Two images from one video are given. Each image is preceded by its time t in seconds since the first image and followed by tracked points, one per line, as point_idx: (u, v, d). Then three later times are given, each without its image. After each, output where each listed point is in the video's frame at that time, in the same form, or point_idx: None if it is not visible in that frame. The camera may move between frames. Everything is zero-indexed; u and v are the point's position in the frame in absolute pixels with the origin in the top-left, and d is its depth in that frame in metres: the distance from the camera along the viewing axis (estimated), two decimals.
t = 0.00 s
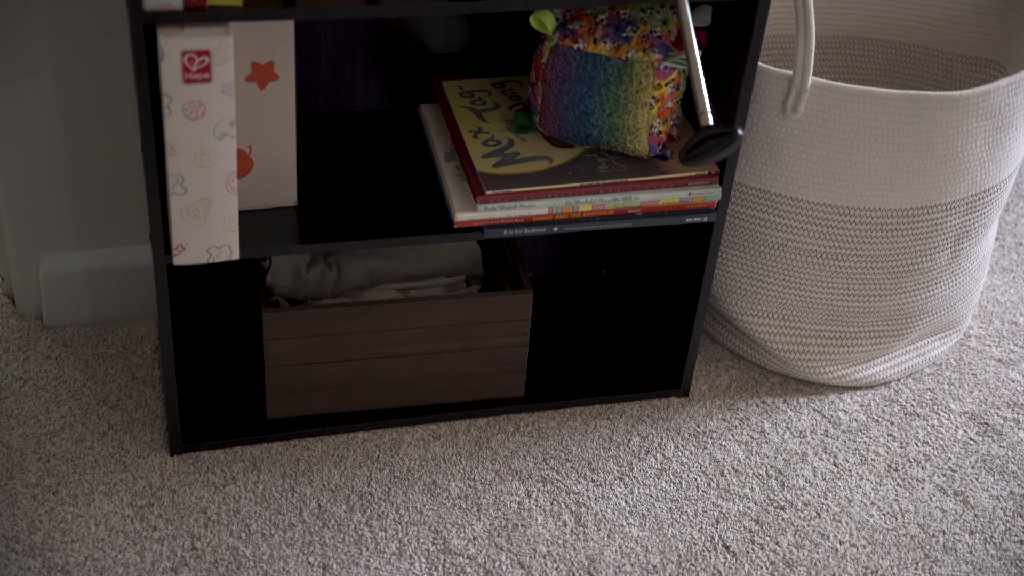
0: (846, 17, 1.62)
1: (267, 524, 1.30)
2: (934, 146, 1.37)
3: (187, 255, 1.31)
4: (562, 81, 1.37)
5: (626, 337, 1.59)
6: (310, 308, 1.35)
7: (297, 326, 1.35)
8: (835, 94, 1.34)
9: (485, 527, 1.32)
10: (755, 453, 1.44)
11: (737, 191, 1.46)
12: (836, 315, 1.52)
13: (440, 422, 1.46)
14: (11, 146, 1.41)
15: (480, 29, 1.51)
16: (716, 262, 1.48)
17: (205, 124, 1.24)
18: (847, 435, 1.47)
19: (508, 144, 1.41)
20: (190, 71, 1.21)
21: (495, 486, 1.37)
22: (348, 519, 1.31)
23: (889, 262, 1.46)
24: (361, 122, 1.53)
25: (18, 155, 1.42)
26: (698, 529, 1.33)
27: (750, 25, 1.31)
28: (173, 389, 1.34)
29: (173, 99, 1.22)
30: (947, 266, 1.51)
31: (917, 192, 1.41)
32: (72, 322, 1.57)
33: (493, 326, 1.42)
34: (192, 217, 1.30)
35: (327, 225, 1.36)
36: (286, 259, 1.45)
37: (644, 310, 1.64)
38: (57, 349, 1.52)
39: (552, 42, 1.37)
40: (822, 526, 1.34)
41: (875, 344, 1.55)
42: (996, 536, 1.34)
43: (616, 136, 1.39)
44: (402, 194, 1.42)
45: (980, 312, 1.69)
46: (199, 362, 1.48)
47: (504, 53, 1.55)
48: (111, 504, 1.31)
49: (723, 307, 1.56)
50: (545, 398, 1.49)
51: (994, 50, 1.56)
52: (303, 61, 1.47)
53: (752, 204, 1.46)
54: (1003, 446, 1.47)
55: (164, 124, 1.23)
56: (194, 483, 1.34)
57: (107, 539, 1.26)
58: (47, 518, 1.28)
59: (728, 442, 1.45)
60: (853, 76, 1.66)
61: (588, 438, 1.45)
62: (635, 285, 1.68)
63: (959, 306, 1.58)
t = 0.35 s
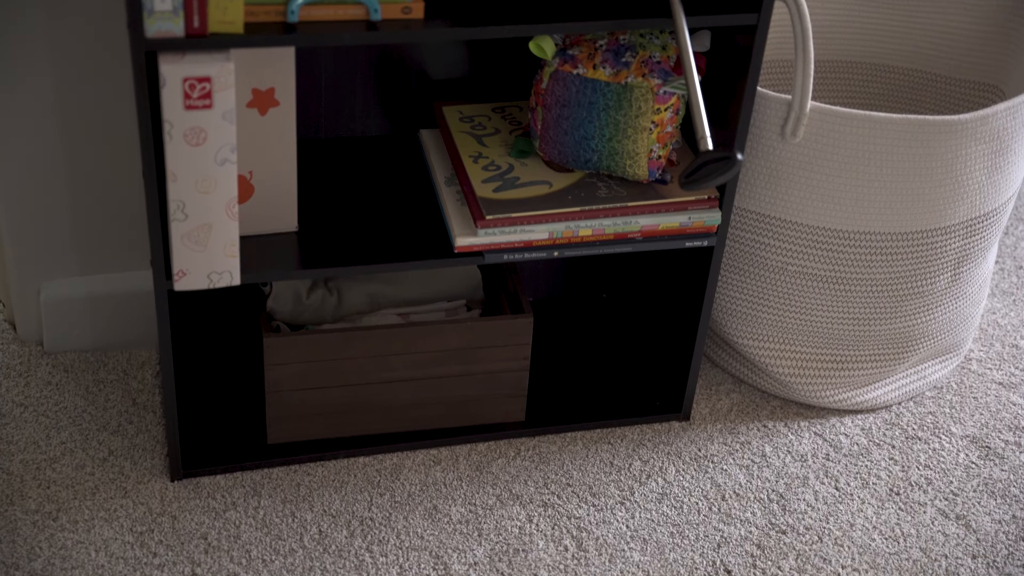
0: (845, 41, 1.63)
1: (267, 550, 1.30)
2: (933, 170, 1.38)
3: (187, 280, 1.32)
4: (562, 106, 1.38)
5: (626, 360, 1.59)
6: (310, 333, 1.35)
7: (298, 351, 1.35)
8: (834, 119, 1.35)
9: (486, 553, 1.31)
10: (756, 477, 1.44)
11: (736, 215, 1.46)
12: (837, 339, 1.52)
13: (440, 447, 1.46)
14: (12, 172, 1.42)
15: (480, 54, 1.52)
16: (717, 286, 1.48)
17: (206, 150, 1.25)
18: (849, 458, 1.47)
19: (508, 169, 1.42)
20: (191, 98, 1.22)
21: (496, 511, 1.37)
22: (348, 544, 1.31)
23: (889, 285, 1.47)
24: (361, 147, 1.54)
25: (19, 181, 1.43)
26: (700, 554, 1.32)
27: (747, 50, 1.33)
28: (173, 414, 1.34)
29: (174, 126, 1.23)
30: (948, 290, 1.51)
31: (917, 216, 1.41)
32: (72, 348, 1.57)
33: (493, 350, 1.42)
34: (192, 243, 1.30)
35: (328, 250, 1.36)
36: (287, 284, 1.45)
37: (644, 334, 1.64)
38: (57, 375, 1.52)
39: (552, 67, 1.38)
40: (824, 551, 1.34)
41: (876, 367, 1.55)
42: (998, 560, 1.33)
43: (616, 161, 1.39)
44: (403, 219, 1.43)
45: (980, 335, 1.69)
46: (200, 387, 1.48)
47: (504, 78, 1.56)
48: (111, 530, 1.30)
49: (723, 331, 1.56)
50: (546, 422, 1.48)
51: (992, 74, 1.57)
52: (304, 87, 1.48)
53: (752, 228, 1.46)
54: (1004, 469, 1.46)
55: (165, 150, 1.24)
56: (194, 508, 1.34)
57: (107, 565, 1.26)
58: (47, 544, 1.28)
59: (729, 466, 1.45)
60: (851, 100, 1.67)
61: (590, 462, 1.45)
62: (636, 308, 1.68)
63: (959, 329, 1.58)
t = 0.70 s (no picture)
0: (843, 61, 1.63)
1: (268, 571, 1.29)
2: (933, 190, 1.38)
3: (188, 301, 1.32)
4: (562, 126, 1.38)
5: (627, 380, 1.59)
6: (311, 353, 1.35)
7: (299, 372, 1.35)
8: (834, 139, 1.35)
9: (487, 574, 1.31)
10: (758, 498, 1.43)
11: (736, 235, 1.46)
12: (838, 359, 1.52)
13: (441, 468, 1.46)
14: (14, 193, 1.42)
15: (480, 75, 1.53)
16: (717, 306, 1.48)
17: (207, 171, 1.26)
18: (850, 478, 1.47)
19: (508, 189, 1.42)
20: (192, 119, 1.22)
21: (497, 532, 1.37)
22: (349, 566, 1.31)
23: (889, 305, 1.47)
24: (362, 167, 1.54)
25: (21, 202, 1.43)
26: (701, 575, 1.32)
27: (746, 70, 1.34)
28: (173, 435, 1.34)
29: (176, 147, 1.23)
30: (948, 309, 1.51)
31: (917, 236, 1.41)
32: (73, 369, 1.57)
33: (494, 370, 1.42)
34: (193, 264, 1.31)
35: (328, 271, 1.36)
36: (287, 305, 1.45)
37: (645, 353, 1.64)
38: (58, 397, 1.52)
39: (552, 88, 1.39)
40: (826, 571, 1.33)
41: (877, 387, 1.55)
42: None
43: (616, 181, 1.40)
44: (403, 239, 1.43)
45: (981, 354, 1.68)
46: (200, 408, 1.48)
47: (504, 99, 1.56)
48: (111, 552, 1.30)
49: (724, 351, 1.56)
50: (547, 443, 1.48)
51: (991, 94, 1.57)
52: (305, 108, 1.48)
53: (752, 248, 1.46)
54: (1007, 490, 1.46)
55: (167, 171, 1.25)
56: (195, 530, 1.34)
57: None
58: (47, 567, 1.28)
59: (731, 486, 1.45)
60: (851, 120, 1.67)
61: (591, 482, 1.44)
62: (636, 328, 1.68)
63: (960, 349, 1.58)
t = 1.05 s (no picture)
0: (842, 86, 1.64)
1: None
2: (932, 214, 1.38)
3: (189, 328, 1.32)
4: (562, 152, 1.39)
5: (628, 404, 1.59)
6: (312, 379, 1.35)
7: (300, 397, 1.35)
8: (833, 164, 1.36)
9: None
10: (759, 522, 1.43)
11: (736, 260, 1.46)
12: (839, 383, 1.52)
13: (442, 493, 1.45)
14: (16, 220, 1.43)
15: (481, 101, 1.53)
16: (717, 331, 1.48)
17: (208, 198, 1.26)
18: (852, 503, 1.47)
19: (508, 215, 1.42)
20: (193, 146, 1.23)
21: (498, 557, 1.36)
22: None
23: (890, 329, 1.47)
24: (363, 193, 1.54)
25: (22, 228, 1.44)
26: None
27: (745, 95, 1.34)
28: (174, 461, 1.34)
29: (177, 174, 1.24)
30: (949, 333, 1.51)
31: (917, 260, 1.41)
32: (74, 395, 1.57)
33: (495, 396, 1.42)
34: (195, 290, 1.31)
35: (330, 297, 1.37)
36: (288, 331, 1.45)
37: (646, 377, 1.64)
38: (59, 423, 1.52)
39: (552, 114, 1.39)
40: None
41: (879, 411, 1.54)
42: None
43: (616, 206, 1.40)
44: (404, 265, 1.43)
45: (982, 378, 1.68)
46: (201, 434, 1.48)
47: (504, 124, 1.57)
48: None
49: (725, 375, 1.56)
50: (548, 468, 1.48)
51: (989, 118, 1.58)
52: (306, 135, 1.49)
53: (752, 273, 1.46)
54: (1009, 514, 1.46)
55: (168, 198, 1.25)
56: (195, 556, 1.34)
57: None
58: None
59: (732, 511, 1.45)
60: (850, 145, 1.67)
61: (592, 507, 1.44)
62: (637, 353, 1.68)
63: (961, 373, 1.58)
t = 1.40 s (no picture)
0: (842, 112, 1.64)
1: None
2: (932, 239, 1.38)
3: (190, 355, 1.32)
4: (563, 178, 1.39)
5: (629, 430, 1.59)
6: (313, 406, 1.35)
7: (301, 424, 1.35)
8: (833, 190, 1.36)
9: None
10: (762, 548, 1.43)
11: (736, 285, 1.46)
12: (840, 408, 1.51)
13: (443, 520, 1.45)
14: (17, 248, 1.43)
15: (481, 127, 1.54)
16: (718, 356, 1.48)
17: (210, 225, 1.26)
18: (854, 529, 1.46)
19: (509, 241, 1.43)
20: (195, 173, 1.23)
21: None
22: None
23: (890, 354, 1.47)
24: (364, 219, 1.55)
25: (23, 256, 1.44)
26: None
27: (745, 121, 1.35)
28: (174, 489, 1.33)
29: (178, 201, 1.24)
30: (950, 358, 1.51)
31: (917, 285, 1.41)
32: (74, 424, 1.56)
33: (496, 422, 1.42)
34: (196, 317, 1.31)
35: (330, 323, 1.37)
36: (289, 358, 1.46)
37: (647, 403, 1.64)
38: (60, 451, 1.52)
39: (552, 140, 1.40)
40: None
41: (880, 437, 1.54)
42: None
43: (616, 232, 1.40)
44: (405, 291, 1.43)
45: (984, 403, 1.68)
46: (202, 461, 1.47)
47: (504, 150, 1.57)
48: None
49: (726, 400, 1.56)
50: (549, 494, 1.48)
51: (988, 144, 1.58)
52: (307, 161, 1.49)
53: (752, 298, 1.46)
54: (1012, 539, 1.45)
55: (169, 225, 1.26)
56: None
57: None
58: None
59: (735, 537, 1.44)
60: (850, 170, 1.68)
61: (593, 534, 1.44)
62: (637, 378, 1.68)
63: (962, 398, 1.58)
